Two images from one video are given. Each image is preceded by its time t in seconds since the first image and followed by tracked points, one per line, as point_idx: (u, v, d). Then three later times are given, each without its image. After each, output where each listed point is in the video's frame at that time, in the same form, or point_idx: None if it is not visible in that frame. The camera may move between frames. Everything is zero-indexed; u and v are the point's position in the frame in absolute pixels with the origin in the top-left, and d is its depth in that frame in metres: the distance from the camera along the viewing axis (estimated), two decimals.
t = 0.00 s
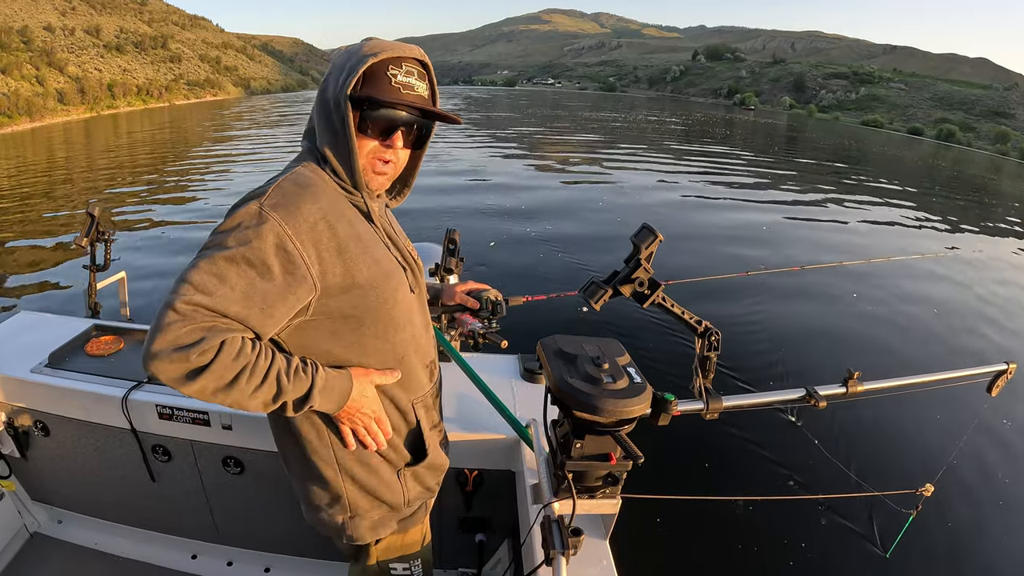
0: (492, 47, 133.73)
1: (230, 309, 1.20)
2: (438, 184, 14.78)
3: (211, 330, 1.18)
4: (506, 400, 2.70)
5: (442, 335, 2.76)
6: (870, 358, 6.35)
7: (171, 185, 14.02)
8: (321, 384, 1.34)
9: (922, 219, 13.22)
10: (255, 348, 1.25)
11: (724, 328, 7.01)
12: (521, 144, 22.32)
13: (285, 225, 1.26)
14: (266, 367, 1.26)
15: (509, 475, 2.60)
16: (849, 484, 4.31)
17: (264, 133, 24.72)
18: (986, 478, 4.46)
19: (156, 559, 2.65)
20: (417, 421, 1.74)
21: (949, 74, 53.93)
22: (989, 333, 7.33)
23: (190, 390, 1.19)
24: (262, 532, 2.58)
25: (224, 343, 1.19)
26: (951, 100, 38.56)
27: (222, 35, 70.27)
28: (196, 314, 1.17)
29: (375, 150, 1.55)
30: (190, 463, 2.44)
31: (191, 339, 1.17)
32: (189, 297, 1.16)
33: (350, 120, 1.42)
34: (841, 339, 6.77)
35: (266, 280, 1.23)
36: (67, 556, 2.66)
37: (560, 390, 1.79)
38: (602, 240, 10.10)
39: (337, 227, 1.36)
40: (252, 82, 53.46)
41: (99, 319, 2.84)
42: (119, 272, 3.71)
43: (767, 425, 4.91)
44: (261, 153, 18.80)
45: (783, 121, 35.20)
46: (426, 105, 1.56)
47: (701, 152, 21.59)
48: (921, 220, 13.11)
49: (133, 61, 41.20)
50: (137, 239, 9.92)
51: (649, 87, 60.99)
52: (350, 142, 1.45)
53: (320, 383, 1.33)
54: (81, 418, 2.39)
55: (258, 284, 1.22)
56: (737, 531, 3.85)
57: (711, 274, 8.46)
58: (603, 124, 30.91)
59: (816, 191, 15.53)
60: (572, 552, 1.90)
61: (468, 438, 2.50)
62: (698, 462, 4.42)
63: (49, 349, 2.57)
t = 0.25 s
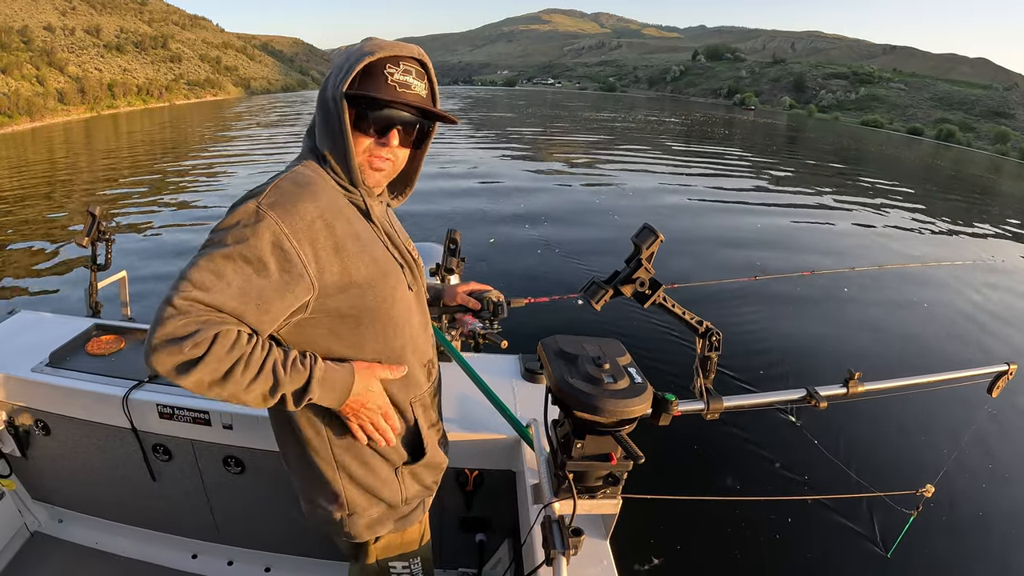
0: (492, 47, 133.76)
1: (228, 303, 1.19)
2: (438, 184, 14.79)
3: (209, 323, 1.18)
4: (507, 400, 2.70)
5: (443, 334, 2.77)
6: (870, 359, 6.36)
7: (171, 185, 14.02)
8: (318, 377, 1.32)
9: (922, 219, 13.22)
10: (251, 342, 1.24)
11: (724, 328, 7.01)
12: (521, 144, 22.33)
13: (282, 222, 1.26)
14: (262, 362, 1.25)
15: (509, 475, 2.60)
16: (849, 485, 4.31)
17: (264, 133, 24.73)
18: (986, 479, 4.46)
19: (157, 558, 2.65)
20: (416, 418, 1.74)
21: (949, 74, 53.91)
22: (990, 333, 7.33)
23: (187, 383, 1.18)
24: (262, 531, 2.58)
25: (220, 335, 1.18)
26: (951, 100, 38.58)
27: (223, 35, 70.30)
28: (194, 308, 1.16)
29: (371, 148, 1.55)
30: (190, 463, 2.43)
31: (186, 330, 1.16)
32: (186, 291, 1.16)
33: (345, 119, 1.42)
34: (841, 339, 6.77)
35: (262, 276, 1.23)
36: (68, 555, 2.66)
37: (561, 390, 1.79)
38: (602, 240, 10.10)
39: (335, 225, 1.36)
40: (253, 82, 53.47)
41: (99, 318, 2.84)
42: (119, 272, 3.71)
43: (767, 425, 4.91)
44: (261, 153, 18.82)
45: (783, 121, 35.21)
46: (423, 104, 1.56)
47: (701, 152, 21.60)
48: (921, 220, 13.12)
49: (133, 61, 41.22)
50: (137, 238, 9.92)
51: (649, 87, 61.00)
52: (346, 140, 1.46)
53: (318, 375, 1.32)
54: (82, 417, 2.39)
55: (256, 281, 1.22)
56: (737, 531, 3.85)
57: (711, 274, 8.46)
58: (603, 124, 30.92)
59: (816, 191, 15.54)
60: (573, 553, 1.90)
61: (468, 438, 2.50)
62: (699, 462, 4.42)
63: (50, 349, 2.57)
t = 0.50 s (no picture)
0: (492, 47, 133.75)
1: (197, 287, 1.21)
2: (438, 184, 14.79)
3: (178, 306, 1.18)
4: (508, 400, 2.70)
5: (444, 335, 2.77)
6: (870, 359, 6.36)
7: (171, 185, 14.01)
8: (275, 377, 1.25)
9: (922, 219, 13.23)
10: (217, 330, 1.23)
11: (724, 328, 7.01)
12: (521, 144, 22.33)
13: (257, 216, 1.28)
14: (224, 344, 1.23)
15: (510, 475, 2.60)
16: (850, 484, 4.32)
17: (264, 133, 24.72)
18: (987, 479, 4.46)
19: (160, 558, 2.66)
20: (395, 428, 1.72)
21: (948, 74, 53.92)
22: (990, 333, 7.33)
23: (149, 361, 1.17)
24: (264, 531, 2.58)
25: (186, 317, 1.18)
26: (950, 100, 38.60)
27: (223, 35, 70.29)
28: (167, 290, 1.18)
29: (366, 149, 1.54)
30: (192, 463, 2.43)
31: (155, 308, 1.17)
32: (163, 276, 1.18)
33: (337, 117, 1.43)
34: (841, 339, 6.77)
35: (236, 268, 1.25)
36: (69, 555, 2.66)
37: (562, 390, 1.79)
38: (602, 240, 10.09)
39: (313, 225, 1.37)
40: (253, 82, 53.44)
41: (100, 319, 2.84)
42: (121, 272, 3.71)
43: (767, 426, 4.91)
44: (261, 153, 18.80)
45: (783, 121, 35.22)
46: (420, 104, 1.54)
47: (701, 152, 21.61)
48: (921, 220, 13.12)
49: (133, 61, 41.19)
50: (137, 238, 9.91)
51: (649, 87, 61.00)
52: (338, 138, 1.46)
53: (276, 373, 1.25)
54: (83, 417, 2.39)
55: (228, 272, 1.25)
56: (738, 531, 3.85)
57: (711, 274, 8.47)
58: (603, 124, 30.92)
59: (816, 191, 15.54)
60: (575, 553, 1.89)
61: (469, 438, 2.51)
62: (699, 462, 4.42)
63: (52, 349, 2.57)
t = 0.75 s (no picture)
0: (492, 47, 133.69)
1: (176, 289, 1.28)
2: (438, 184, 14.79)
3: (161, 306, 1.27)
4: (510, 400, 2.70)
5: (446, 334, 2.76)
6: (869, 359, 6.36)
7: (171, 185, 14.00)
8: (239, 385, 1.33)
9: (922, 219, 13.24)
10: (194, 330, 1.33)
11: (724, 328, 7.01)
12: (521, 144, 22.32)
13: (230, 222, 1.31)
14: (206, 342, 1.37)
15: (511, 475, 2.61)
16: (850, 484, 4.32)
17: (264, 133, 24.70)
18: (987, 479, 4.47)
19: (164, 559, 2.66)
20: (373, 446, 1.67)
21: (948, 74, 53.92)
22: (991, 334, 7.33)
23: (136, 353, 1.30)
24: (267, 532, 2.57)
25: (164, 319, 1.28)
26: (950, 100, 38.60)
27: (222, 35, 70.28)
28: (147, 290, 1.26)
29: (354, 157, 1.50)
30: (194, 464, 2.43)
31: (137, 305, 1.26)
32: (146, 274, 1.26)
33: (321, 125, 1.41)
34: (841, 339, 6.77)
35: (212, 271, 1.31)
36: (72, 557, 2.66)
37: (563, 390, 1.79)
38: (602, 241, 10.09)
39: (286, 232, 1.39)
40: (253, 82, 53.41)
41: (102, 320, 2.84)
42: (123, 273, 3.70)
43: (769, 426, 4.91)
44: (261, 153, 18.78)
45: (783, 121, 35.22)
46: (407, 111, 1.50)
47: (701, 152, 21.61)
48: (921, 221, 13.13)
49: (133, 61, 41.16)
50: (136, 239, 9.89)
51: (649, 87, 60.98)
52: (322, 146, 1.44)
53: (242, 380, 1.34)
54: (85, 419, 2.39)
55: (204, 276, 1.30)
56: (739, 532, 3.85)
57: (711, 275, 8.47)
58: (603, 124, 30.91)
59: (816, 191, 15.56)
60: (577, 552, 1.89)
61: (472, 438, 2.51)
62: (701, 463, 4.41)
63: (55, 350, 2.57)
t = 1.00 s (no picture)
0: (492, 47, 133.65)
1: (191, 277, 1.39)
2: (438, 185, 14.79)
3: (179, 293, 1.39)
4: (513, 400, 2.69)
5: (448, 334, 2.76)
6: (870, 357, 6.36)
7: (171, 185, 14.01)
8: (243, 378, 1.43)
9: (922, 219, 13.23)
10: (207, 318, 1.44)
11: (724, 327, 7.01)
12: (521, 144, 22.32)
13: (239, 216, 1.37)
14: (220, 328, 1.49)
15: (513, 475, 2.61)
16: (851, 484, 4.32)
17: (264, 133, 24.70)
18: (989, 478, 4.46)
19: (166, 560, 2.66)
20: (361, 441, 1.66)
21: (948, 74, 53.93)
22: (991, 333, 7.33)
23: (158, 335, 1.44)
24: (269, 533, 2.57)
25: (182, 306, 1.40)
26: (950, 100, 38.59)
27: (222, 35, 70.27)
28: (170, 278, 1.39)
29: (361, 156, 1.53)
30: (197, 464, 2.43)
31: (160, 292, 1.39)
32: (170, 264, 1.38)
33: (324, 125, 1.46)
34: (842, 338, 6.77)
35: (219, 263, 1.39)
36: (75, 558, 2.66)
37: (565, 389, 1.79)
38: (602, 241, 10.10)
39: (288, 228, 1.43)
40: (252, 82, 53.39)
41: (103, 321, 2.84)
42: (125, 275, 3.67)
43: (769, 426, 4.90)
44: (261, 153, 18.79)
45: (783, 121, 35.22)
46: (410, 110, 1.53)
47: (701, 152, 21.59)
48: (921, 220, 13.13)
49: (133, 61, 41.15)
50: (137, 239, 9.90)
51: (649, 87, 60.96)
52: (327, 146, 1.50)
53: (244, 373, 1.44)
54: (87, 420, 2.38)
55: (213, 267, 1.39)
56: (741, 532, 3.84)
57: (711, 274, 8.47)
58: (603, 123, 30.88)
59: (816, 190, 15.55)
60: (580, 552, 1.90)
61: (475, 437, 2.50)
62: (702, 463, 4.41)
63: (57, 352, 2.58)
